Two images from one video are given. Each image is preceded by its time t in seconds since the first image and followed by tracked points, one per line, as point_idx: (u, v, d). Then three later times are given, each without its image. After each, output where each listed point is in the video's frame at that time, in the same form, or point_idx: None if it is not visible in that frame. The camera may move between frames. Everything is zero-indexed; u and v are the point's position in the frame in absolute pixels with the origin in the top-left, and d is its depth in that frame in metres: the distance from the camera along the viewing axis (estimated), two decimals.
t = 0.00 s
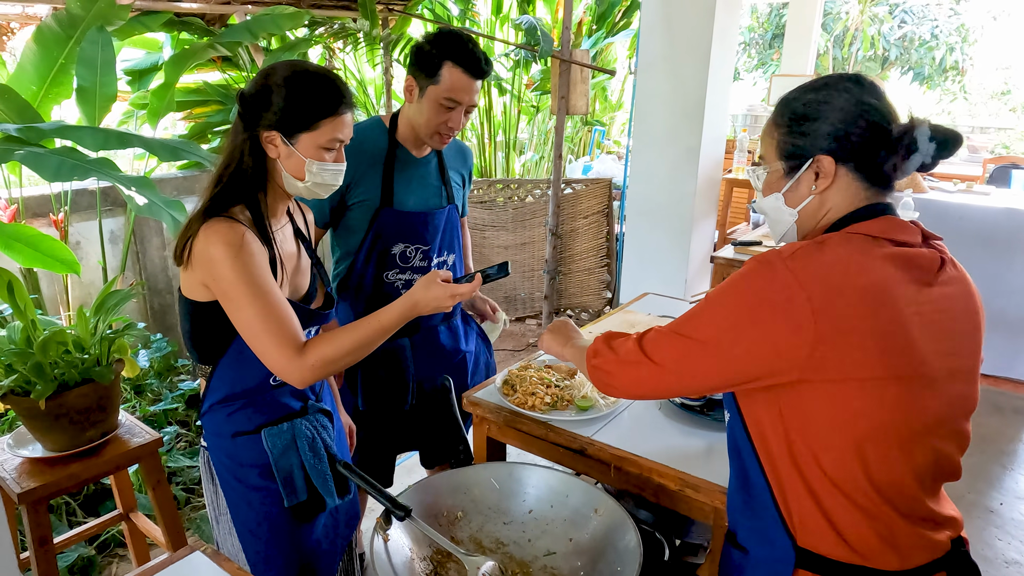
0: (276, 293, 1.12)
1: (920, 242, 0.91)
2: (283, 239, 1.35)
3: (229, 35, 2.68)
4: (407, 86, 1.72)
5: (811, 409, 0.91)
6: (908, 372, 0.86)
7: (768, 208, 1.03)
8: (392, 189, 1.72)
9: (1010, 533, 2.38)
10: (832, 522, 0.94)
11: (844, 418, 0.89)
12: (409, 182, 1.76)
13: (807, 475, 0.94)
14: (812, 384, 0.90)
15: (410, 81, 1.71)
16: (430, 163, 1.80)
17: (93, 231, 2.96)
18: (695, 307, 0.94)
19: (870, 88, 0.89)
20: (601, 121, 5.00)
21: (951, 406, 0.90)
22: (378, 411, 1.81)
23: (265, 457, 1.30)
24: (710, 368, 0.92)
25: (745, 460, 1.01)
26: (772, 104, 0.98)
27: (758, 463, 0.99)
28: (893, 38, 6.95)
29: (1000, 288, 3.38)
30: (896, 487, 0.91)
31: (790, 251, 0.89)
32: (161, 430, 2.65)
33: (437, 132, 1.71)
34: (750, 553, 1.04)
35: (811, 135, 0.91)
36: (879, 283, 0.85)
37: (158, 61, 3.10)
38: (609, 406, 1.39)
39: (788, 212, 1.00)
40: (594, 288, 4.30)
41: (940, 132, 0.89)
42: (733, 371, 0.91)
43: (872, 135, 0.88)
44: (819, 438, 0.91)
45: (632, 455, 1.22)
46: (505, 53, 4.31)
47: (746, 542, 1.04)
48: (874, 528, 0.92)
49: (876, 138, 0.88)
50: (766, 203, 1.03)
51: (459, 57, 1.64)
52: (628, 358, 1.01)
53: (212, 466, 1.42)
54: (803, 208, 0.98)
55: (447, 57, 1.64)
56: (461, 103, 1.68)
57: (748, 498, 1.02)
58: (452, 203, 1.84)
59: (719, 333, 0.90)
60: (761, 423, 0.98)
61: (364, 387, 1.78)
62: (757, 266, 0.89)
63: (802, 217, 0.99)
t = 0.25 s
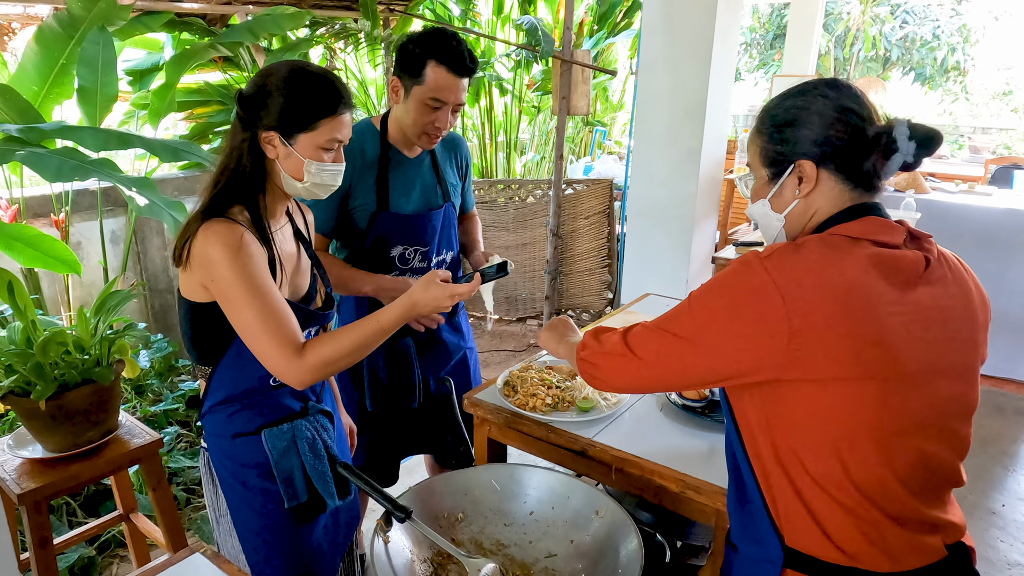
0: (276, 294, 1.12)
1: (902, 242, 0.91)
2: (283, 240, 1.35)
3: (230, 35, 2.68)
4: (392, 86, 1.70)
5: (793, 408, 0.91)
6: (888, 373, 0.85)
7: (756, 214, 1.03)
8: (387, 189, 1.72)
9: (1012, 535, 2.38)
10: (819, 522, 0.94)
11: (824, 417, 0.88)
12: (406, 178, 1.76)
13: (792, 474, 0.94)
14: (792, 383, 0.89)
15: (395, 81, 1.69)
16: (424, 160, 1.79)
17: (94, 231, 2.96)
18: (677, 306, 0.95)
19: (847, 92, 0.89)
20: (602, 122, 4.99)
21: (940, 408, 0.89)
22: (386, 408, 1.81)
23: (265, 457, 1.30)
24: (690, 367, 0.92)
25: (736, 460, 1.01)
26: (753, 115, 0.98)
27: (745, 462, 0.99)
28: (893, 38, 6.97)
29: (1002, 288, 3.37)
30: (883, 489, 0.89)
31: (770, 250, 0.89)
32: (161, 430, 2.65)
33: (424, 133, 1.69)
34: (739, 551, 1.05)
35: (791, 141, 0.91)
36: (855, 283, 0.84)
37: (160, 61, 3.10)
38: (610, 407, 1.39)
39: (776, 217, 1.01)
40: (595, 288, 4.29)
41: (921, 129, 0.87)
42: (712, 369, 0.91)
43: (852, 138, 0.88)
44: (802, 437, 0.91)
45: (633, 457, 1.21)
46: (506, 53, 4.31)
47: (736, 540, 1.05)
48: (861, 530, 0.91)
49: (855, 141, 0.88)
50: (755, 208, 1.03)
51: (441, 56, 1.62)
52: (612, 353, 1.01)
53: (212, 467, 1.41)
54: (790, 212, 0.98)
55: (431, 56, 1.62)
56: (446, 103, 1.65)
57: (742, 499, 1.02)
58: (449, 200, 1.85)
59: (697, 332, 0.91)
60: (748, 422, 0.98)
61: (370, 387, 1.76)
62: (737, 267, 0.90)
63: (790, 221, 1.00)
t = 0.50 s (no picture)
0: (271, 299, 1.12)
1: (898, 242, 0.90)
2: (283, 239, 1.35)
3: (231, 35, 2.68)
4: (388, 84, 1.70)
5: (788, 408, 0.90)
6: (884, 372, 0.84)
7: (754, 218, 1.03)
8: (388, 187, 1.72)
9: (1014, 536, 2.37)
10: (815, 522, 0.93)
11: (820, 416, 0.88)
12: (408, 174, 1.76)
13: (787, 475, 0.94)
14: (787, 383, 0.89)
15: (391, 79, 1.68)
16: (423, 157, 1.78)
17: (95, 231, 2.96)
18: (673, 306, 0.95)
19: (836, 94, 0.89)
20: (603, 122, 4.99)
21: (937, 407, 0.88)
22: (388, 405, 1.81)
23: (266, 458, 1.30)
24: (686, 366, 0.93)
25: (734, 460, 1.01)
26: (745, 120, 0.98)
27: (742, 461, 0.99)
28: (895, 39, 6.96)
29: (1004, 289, 3.36)
30: (880, 488, 0.89)
31: (766, 250, 0.89)
32: (161, 430, 2.65)
33: (422, 130, 1.69)
34: (735, 551, 1.05)
35: (782, 144, 0.90)
36: (850, 283, 0.84)
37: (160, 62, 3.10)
38: (611, 407, 1.38)
39: (772, 220, 1.00)
40: (596, 288, 4.28)
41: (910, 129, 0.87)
42: (707, 368, 0.91)
43: (843, 139, 0.88)
44: (797, 437, 0.91)
45: (634, 457, 1.21)
46: (508, 53, 4.31)
47: (732, 540, 1.05)
48: (858, 530, 0.91)
49: (847, 142, 0.88)
50: (752, 213, 1.03)
51: (435, 52, 1.61)
52: (616, 356, 1.02)
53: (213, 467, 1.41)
54: (785, 215, 0.97)
55: (426, 53, 1.61)
56: (442, 99, 1.64)
57: (740, 500, 1.02)
58: (448, 197, 1.86)
59: (693, 331, 0.91)
60: (745, 422, 0.98)
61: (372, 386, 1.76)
62: (731, 268, 0.90)
63: (786, 223, 0.99)
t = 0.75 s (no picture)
0: (239, 322, 1.12)
1: (902, 239, 0.89)
2: (282, 241, 1.33)
3: (231, 35, 2.66)
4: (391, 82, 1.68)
5: (797, 410, 0.90)
6: (893, 370, 0.84)
7: (750, 223, 1.00)
8: (392, 186, 1.73)
9: (1015, 537, 2.36)
10: (826, 525, 0.93)
11: (830, 418, 0.87)
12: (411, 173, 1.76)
13: (797, 478, 0.93)
14: (797, 385, 0.89)
15: (392, 77, 1.67)
16: (424, 155, 1.78)
17: (95, 231, 2.96)
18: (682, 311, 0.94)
19: (826, 98, 0.89)
20: (603, 122, 4.98)
21: (944, 404, 0.88)
22: (393, 407, 1.79)
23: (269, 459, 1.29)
24: (695, 370, 0.92)
25: (740, 464, 1.00)
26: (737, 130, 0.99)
27: (750, 465, 0.98)
28: (896, 38, 6.93)
29: (1005, 289, 3.35)
30: (891, 488, 0.88)
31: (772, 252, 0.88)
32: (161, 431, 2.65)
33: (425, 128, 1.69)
34: (742, 554, 1.04)
35: (774, 148, 0.90)
36: (857, 282, 0.83)
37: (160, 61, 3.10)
38: (611, 408, 1.38)
39: (769, 224, 0.97)
40: (596, 288, 4.28)
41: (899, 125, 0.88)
42: (716, 372, 0.90)
43: (835, 140, 0.87)
44: (808, 440, 0.90)
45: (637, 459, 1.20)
46: (508, 52, 4.30)
47: (739, 543, 1.04)
48: (868, 530, 0.91)
49: (839, 142, 0.87)
50: (749, 217, 1.00)
51: (439, 51, 1.60)
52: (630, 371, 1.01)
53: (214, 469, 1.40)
54: (783, 218, 0.95)
55: (430, 52, 1.60)
56: (446, 98, 1.64)
57: (746, 505, 1.01)
58: (450, 194, 1.85)
59: (702, 335, 0.90)
60: (753, 426, 0.97)
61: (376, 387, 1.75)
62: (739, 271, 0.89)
63: (784, 226, 0.97)
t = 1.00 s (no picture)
0: (219, 335, 1.11)
1: (907, 238, 0.89)
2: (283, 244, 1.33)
3: (231, 34, 2.65)
4: (393, 81, 1.67)
5: (803, 410, 0.89)
6: (899, 370, 0.83)
7: (753, 226, 0.99)
8: (393, 185, 1.72)
9: (1017, 538, 2.36)
10: (832, 525, 0.92)
11: (837, 418, 0.87)
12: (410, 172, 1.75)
13: (803, 478, 0.92)
14: (802, 386, 0.88)
15: (394, 76, 1.67)
16: (424, 154, 1.78)
17: (94, 231, 2.95)
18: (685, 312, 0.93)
19: (824, 96, 0.89)
20: (604, 122, 4.98)
21: (949, 403, 0.87)
22: (394, 406, 1.79)
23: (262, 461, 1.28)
24: (699, 370, 0.91)
25: (744, 465, 0.99)
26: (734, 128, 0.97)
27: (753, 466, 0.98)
28: (896, 39, 6.94)
29: (1006, 289, 3.35)
30: (898, 487, 0.88)
31: (776, 252, 0.88)
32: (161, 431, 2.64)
33: (428, 127, 1.68)
34: (747, 556, 1.04)
35: (774, 149, 0.89)
36: (863, 282, 0.83)
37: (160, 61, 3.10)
38: (612, 409, 1.37)
39: (773, 227, 0.97)
40: (597, 289, 4.27)
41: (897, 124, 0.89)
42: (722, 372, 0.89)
43: (835, 138, 0.86)
44: (814, 440, 0.90)
45: (637, 459, 1.19)
46: (508, 52, 4.30)
47: (743, 545, 1.04)
48: (875, 529, 0.90)
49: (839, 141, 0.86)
50: (751, 220, 0.99)
51: (442, 50, 1.59)
52: (633, 370, 1.00)
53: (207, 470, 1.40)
54: (786, 220, 0.95)
55: (433, 51, 1.59)
56: (449, 97, 1.64)
57: (750, 506, 1.00)
58: (450, 193, 1.85)
59: (706, 336, 0.89)
60: (757, 426, 0.96)
61: (378, 386, 1.74)
62: (744, 271, 0.88)
63: (787, 228, 0.96)
